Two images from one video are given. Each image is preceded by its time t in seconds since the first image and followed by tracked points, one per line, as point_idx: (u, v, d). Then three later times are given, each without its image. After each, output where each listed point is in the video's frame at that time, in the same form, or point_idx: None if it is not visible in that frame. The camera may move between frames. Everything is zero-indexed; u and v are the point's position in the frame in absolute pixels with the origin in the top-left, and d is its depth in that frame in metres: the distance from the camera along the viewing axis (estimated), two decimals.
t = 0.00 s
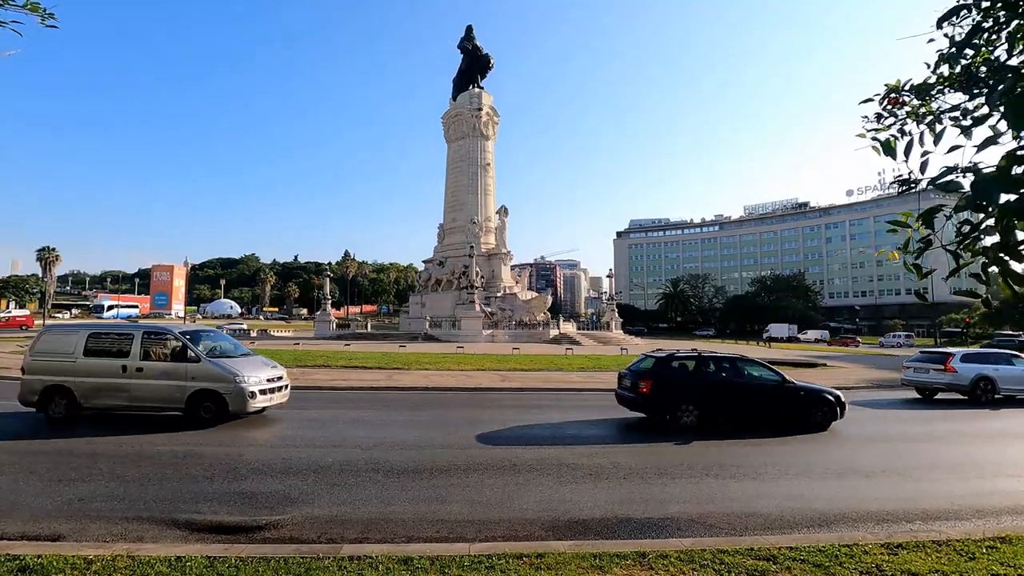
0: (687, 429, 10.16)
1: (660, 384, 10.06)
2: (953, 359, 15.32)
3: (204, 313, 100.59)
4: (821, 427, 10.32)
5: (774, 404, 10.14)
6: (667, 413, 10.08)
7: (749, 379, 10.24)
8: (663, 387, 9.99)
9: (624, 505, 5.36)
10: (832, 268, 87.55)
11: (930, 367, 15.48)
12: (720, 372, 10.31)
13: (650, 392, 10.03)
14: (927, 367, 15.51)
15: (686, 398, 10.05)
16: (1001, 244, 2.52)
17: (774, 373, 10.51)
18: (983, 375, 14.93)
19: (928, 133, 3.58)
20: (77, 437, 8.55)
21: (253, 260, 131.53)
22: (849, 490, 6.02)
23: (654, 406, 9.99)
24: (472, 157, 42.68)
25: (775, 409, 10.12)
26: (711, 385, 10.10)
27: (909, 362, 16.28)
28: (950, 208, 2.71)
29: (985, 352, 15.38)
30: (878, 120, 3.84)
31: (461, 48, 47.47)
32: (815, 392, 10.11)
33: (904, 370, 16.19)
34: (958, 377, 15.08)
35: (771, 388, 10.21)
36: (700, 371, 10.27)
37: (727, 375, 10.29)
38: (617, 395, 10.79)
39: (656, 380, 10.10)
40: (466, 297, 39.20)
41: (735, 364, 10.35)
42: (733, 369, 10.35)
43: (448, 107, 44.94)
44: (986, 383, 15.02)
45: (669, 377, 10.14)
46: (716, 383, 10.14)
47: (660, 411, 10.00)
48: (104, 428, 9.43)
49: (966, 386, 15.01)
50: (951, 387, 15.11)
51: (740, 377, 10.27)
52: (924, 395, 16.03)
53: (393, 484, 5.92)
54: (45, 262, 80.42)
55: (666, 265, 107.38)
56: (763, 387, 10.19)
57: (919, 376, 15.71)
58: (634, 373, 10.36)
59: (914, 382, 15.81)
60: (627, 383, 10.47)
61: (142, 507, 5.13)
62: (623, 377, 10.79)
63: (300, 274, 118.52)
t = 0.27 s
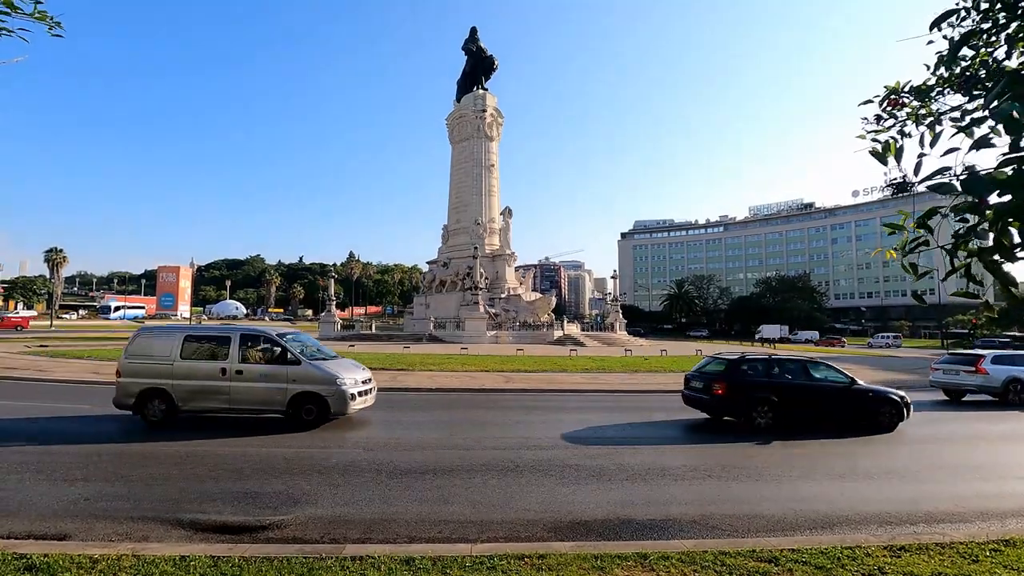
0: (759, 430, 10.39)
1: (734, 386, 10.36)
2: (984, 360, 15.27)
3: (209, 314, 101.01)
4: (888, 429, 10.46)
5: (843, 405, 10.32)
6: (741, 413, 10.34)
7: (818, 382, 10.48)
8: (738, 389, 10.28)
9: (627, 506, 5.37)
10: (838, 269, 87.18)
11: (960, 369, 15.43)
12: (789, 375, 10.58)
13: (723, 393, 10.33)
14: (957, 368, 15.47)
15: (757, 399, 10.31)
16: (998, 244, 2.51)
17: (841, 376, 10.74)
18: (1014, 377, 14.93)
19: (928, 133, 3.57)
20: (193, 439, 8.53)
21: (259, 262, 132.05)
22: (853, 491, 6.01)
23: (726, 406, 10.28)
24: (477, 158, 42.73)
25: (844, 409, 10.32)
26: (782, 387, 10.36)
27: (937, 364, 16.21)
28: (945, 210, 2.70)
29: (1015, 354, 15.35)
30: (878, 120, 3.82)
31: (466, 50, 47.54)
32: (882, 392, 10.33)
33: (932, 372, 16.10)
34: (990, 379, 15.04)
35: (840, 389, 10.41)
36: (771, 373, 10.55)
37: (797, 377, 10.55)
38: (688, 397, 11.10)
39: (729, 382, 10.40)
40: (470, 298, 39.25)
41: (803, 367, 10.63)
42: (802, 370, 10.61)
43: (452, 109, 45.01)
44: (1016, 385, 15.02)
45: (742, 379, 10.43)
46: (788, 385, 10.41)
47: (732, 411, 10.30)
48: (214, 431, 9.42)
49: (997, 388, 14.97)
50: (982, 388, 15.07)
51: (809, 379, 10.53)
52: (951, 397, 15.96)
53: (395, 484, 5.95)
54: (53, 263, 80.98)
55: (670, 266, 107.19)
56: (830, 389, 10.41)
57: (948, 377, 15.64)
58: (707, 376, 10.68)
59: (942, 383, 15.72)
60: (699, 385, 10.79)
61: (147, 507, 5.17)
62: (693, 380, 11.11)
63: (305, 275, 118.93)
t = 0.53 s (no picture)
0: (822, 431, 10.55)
1: (798, 387, 10.49)
2: (1011, 361, 15.31)
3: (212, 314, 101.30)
4: (944, 428, 10.68)
5: (902, 406, 10.50)
6: (805, 415, 10.46)
7: (878, 383, 10.63)
8: (802, 390, 10.39)
9: (629, 506, 5.37)
10: (841, 270, 87.03)
11: (987, 371, 15.45)
12: (851, 376, 10.71)
13: (788, 395, 10.44)
14: (985, 370, 15.49)
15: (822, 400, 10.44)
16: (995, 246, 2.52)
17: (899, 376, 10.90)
18: None
19: (930, 136, 3.57)
20: (247, 439, 8.53)
21: (261, 261, 132.28)
22: (854, 492, 6.01)
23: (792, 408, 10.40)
24: (479, 159, 42.76)
25: (902, 409, 10.52)
26: (846, 389, 10.49)
27: (961, 365, 16.22)
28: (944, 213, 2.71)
29: None
30: (879, 123, 3.82)
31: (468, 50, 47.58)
32: (940, 392, 10.53)
33: (957, 373, 16.09)
34: (1018, 380, 15.08)
35: (900, 390, 10.58)
36: (832, 375, 10.68)
37: (857, 379, 10.69)
38: (748, 398, 11.22)
39: (794, 384, 10.49)
40: (472, 298, 39.32)
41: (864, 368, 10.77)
42: (860, 371, 10.76)
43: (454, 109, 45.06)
44: None
45: (806, 380, 10.53)
46: (849, 385, 10.55)
47: (797, 413, 10.42)
48: (314, 432, 9.42)
49: None
50: (1010, 389, 15.10)
51: (868, 379, 10.68)
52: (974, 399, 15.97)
53: (397, 484, 5.97)
54: (57, 263, 81.30)
55: (672, 266, 107.10)
56: (891, 391, 10.56)
57: (975, 379, 15.66)
58: (768, 377, 10.80)
59: (968, 385, 15.73)
60: (760, 386, 10.90)
61: (151, 506, 5.20)
62: (752, 381, 11.24)
63: (307, 275, 119.19)
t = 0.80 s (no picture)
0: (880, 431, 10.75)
1: (857, 388, 10.69)
2: None
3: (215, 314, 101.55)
4: (997, 429, 10.92)
5: (957, 407, 10.73)
6: (863, 416, 10.65)
7: (934, 384, 10.84)
8: (862, 391, 10.58)
9: (631, 507, 5.36)
10: (843, 271, 86.84)
11: (1015, 372, 15.44)
12: (907, 377, 10.92)
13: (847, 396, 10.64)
14: (1013, 371, 15.47)
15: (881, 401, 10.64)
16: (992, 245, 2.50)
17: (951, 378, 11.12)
18: None
19: (934, 136, 3.56)
20: (250, 440, 8.55)
21: (265, 262, 132.53)
22: (857, 493, 5.99)
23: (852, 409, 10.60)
24: (482, 159, 42.77)
25: (957, 410, 10.75)
26: (903, 390, 10.70)
27: (986, 366, 16.18)
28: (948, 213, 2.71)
29: None
30: (883, 123, 3.82)
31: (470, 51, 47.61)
32: (991, 393, 10.81)
33: (982, 374, 16.02)
34: None
35: (954, 392, 10.81)
36: (888, 376, 10.89)
37: (911, 380, 10.92)
38: (802, 399, 11.44)
39: (853, 386, 10.69)
40: (475, 298, 39.35)
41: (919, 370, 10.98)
42: (915, 372, 10.98)
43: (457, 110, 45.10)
44: None
45: (865, 382, 10.74)
46: (906, 386, 10.76)
47: (855, 414, 10.63)
48: (410, 433, 9.46)
49: None
50: None
51: (923, 380, 10.90)
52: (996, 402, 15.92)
53: (400, 485, 5.98)
54: (62, 263, 81.60)
55: (675, 267, 107.00)
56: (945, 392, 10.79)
57: (1001, 380, 15.61)
58: (827, 379, 10.97)
59: (993, 386, 15.66)
60: (818, 388, 11.06)
61: (154, 506, 5.21)
62: (806, 382, 11.40)
63: (310, 275, 119.42)
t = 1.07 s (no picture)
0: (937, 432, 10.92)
1: (913, 389, 10.88)
2: None
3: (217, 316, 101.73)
4: None
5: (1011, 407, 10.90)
6: (920, 417, 10.83)
7: (987, 385, 11.02)
8: (918, 392, 10.77)
9: (635, 509, 5.35)
10: (846, 272, 86.71)
11: None
12: (960, 378, 11.12)
13: (903, 397, 10.84)
14: None
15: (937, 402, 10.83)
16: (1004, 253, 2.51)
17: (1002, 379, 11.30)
18: None
19: (941, 135, 3.56)
20: (253, 441, 8.55)
21: (267, 263, 132.74)
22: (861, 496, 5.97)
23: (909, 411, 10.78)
24: (483, 161, 42.81)
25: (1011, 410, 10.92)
26: (958, 391, 10.89)
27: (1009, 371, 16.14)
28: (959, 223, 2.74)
29: None
30: (889, 123, 3.82)
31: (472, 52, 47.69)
32: None
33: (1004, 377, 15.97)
34: None
35: (1008, 393, 10.98)
36: (943, 379, 11.05)
37: (965, 381, 11.09)
38: (855, 401, 11.66)
39: (909, 387, 10.90)
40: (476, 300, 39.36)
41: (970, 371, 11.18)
42: (967, 374, 11.17)
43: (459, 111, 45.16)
44: None
45: (921, 383, 10.93)
46: (961, 387, 10.94)
47: (912, 415, 10.81)
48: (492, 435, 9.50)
49: None
50: None
51: (977, 381, 11.09)
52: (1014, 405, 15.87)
53: (404, 486, 5.98)
54: (65, 265, 81.84)
55: (676, 268, 106.94)
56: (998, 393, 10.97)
57: None
58: (881, 381, 11.21)
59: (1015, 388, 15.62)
60: (872, 390, 11.30)
61: (158, 507, 5.21)
62: (859, 384, 11.68)
63: (312, 277, 119.61)
